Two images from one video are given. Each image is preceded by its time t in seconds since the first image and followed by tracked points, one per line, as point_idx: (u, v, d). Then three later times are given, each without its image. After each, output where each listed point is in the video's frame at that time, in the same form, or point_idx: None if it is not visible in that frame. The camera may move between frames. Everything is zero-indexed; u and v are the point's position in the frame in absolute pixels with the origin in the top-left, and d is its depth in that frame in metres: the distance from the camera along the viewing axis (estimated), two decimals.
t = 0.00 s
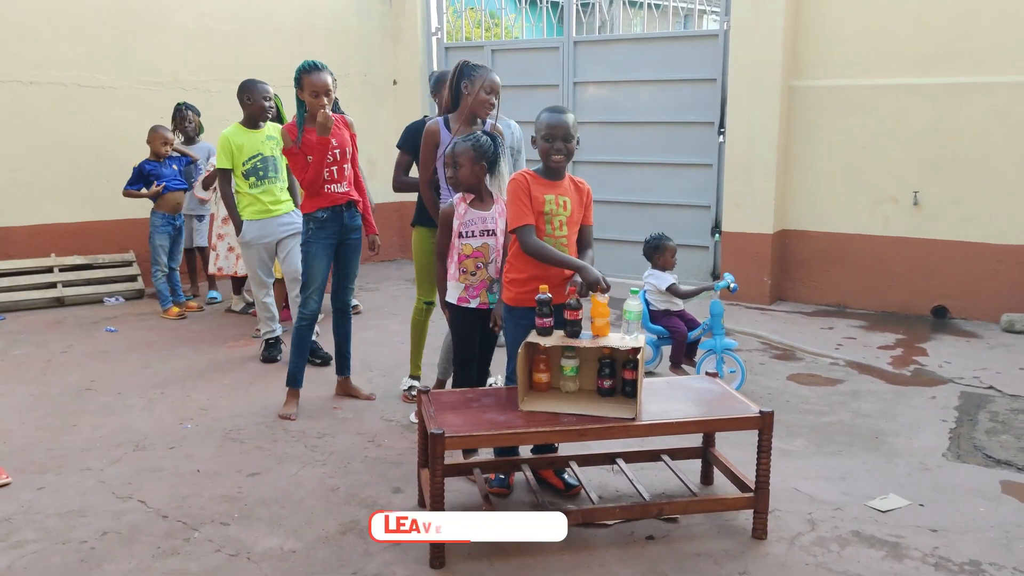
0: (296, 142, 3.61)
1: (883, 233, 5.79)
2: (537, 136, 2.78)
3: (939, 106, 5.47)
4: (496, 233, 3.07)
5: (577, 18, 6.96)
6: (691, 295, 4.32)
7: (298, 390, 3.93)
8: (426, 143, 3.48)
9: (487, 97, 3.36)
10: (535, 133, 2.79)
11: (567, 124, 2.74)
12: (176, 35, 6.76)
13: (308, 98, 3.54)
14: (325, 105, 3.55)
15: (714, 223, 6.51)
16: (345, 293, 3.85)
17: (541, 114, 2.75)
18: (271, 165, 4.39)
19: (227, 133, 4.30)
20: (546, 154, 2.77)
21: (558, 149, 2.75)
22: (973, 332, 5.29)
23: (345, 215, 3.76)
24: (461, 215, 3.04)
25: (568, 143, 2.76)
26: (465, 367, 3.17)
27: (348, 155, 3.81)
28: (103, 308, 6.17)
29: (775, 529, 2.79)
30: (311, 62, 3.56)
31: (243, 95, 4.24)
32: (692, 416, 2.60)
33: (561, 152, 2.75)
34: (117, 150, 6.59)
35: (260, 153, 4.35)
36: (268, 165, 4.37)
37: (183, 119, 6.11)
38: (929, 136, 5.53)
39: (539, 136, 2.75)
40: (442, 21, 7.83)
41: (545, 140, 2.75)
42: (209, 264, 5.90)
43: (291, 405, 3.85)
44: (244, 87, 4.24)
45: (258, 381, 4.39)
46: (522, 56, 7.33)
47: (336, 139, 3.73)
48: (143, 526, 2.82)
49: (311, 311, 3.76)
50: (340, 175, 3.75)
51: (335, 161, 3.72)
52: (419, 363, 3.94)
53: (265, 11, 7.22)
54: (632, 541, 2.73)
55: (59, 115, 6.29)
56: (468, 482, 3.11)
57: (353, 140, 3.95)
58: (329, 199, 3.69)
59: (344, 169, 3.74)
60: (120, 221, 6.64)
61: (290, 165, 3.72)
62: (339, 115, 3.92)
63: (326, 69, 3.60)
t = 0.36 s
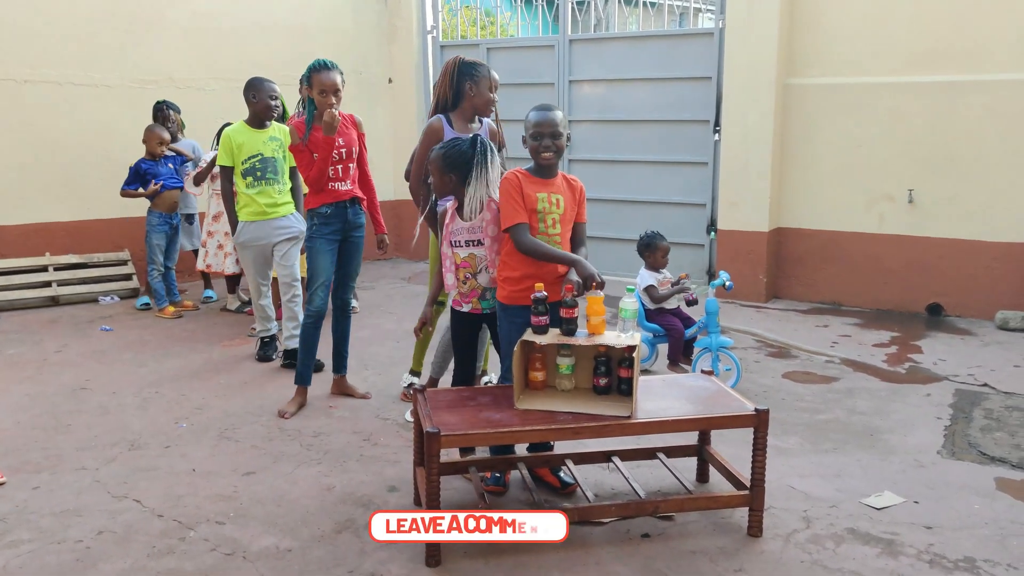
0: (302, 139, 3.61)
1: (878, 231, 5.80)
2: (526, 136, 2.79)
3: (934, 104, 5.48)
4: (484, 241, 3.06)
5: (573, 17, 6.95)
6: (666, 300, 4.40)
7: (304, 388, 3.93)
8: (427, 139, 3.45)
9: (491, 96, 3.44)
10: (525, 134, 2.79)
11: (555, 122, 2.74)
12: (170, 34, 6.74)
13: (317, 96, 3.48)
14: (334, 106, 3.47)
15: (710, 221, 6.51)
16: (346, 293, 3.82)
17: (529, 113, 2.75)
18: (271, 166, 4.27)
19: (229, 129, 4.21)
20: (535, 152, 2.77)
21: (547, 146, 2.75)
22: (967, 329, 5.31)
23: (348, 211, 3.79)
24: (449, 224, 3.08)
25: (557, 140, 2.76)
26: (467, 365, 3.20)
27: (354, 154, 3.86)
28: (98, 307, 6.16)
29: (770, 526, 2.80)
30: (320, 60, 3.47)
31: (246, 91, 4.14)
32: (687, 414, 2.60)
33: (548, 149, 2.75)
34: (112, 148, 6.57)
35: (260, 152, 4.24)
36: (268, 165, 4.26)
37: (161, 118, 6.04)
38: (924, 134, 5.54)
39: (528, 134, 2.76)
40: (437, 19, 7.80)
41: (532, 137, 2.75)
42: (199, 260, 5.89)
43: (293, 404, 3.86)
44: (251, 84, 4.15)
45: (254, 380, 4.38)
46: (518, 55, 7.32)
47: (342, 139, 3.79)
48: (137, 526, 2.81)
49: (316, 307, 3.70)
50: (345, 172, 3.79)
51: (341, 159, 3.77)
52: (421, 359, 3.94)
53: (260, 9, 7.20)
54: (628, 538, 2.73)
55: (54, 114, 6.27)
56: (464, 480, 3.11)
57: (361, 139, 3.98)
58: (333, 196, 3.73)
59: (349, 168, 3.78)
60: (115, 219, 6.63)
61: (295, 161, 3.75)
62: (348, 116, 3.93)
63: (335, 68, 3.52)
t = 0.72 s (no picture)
0: (301, 135, 3.60)
1: (871, 230, 5.81)
2: (522, 135, 2.78)
3: (928, 103, 5.49)
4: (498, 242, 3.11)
5: (567, 16, 6.95)
6: (660, 297, 4.39)
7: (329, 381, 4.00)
8: (425, 140, 3.45)
9: (479, 96, 3.38)
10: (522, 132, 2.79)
11: (551, 122, 2.74)
12: (163, 33, 6.72)
13: (318, 94, 3.50)
14: (335, 104, 3.51)
15: (704, 220, 6.52)
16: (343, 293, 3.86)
17: (525, 112, 2.74)
18: (277, 166, 4.22)
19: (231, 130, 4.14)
20: (532, 152, 2.76)
21: (544, 145, 2.74)
22: (960, 328, 5.33)
23: (344, 210, 3.76)
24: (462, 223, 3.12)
25: (554, 139, 2.75)
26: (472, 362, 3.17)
27: (351, 154, 3.81)
28: (90, 307, 6.13)
29: (764, 525, 2.80)
30: (323, 58, 3.49)
31: (248, 93, 4.10)
32: (681, 413, 2.61)
33: (546, 149, 2.74)
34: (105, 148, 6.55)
35: (265, 153, 4.18)
36: (274, 165, 4.20)
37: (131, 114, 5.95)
38: (917, 133, 5.55)
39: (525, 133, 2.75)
40: (431, 19, 7.77)
41: (530, 136, 2.74)
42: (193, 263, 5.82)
43: (328, 393, 3.95)
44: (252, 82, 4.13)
45: (247, 381, 4.37)
46: (512, 54, 7.31)
47: (341, 139, 3.74)
48: (130, 526, 2.81)
49: (333, 305, 3.70)
50: (341, 172, 3.76)
51: (338, 159, 3.73)
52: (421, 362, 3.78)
53: (254, 9, 7.18)
54: (622, 538, 2.73)
55: (46, 113, 6.24)
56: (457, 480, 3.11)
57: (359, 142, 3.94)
58: (328, 194, 3.69)
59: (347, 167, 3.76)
60: (108, 219, 6.60)
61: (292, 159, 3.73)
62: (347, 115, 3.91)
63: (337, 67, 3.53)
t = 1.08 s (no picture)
0: (298, 139, 3.56)
1: (864, 231, 5.83)
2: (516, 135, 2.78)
3: (920, 104, 5.51)
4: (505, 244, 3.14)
5: (562, 17, 6.95)
6: (652, 301, 4.37)
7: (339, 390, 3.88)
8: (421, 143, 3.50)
9: (458, 96, 3.31)
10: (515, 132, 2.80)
11: (545, 123, 2.72)
12: (157, 33, 6.70)
13: (312, 96, 3.50)
14: (330, 105, 3.52)
15: (698, 220, 6.53)
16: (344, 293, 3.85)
17: (521, 113, 2.73)
18: (269, 166, 4.11)
19: (225, 130, 3.92)
20: (524, 153, 2.76)
21: (535, 146, 2.73)
22: (953, 329, 5.35)
23: (342, 212, 3.76)
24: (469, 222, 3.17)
25: (546, 140, 2.74)
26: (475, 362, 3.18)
27: (346, 155, 3.80)
28: (83, 308, 6.11)
29: (758, 526, 2.80)
30: (317, 59, 3.50)
31: (237, 90, 3.94)
32: (676, 414, 2.61)
33: (537, 150, 2.74)
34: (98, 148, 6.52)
35: (258, 151, 4.05)
36: (268, 165, 4.09)
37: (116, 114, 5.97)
38: (909, 134, 5.57)
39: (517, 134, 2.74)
40: (425, 19, 7.80)
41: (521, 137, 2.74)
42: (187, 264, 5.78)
43: (340, 402, 3.83)
44: (237, 81, 3.96)
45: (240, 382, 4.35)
46: (506, 55, 7.32)
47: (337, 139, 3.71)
48: (123, 528, 2.79)
49: (337, 308, 3.63)
50: (338, 174, 3.75)
51: (334, 161, 3.71)
52: (417, 363, 3.77)
53: (248, 9, 7.17)
54: (616, 539, 2.73)
55: (39, 114, 6.22)
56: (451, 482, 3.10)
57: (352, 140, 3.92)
58: (326, 197, 3.68)
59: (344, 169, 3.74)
60: (101, 220, 6.58)
61: (288, 161, 3.68)
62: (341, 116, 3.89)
63: (331, 67, 3.54)
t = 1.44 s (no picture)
0: (286, 147, 3.56)
1: (857, 234, 5.84)
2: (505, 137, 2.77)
3: (912, 107, 5.53)
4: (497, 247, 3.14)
5: (555, 19, 6.95)
6: (643, 306, 4.37)
7: (326, 401, 3.81)
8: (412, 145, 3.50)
9: (453, 98, 3.32)
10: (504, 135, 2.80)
11: (534, 128, 2.72)
12: (149, 34, 6.68)
13: (298, 102, 3.46)
14: (316, 111, 3.47)
15: (691, 223, 6.54)
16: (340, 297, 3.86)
17: (509, 116, 2.73)
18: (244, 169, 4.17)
19: (213, 132, 3.86)
20: (512, 156, 2.75)
21: (523, 151, 2.72)
22: (945, 331, 5.36)
23: (336, 218, 3.76)
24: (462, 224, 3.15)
25: (534, 144, 2.73)
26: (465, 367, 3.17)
27: (340, 158, 3.75)
28: (74, 310, 6.08)
29: (751, 528, 2.80)
30: (301, 64, 3.47)
31: (218, 91, 3.91)
32: (669, 416, 2.61)
33: (524, 154, 2.73)
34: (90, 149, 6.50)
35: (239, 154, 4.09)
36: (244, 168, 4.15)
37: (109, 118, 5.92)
38: (902, 137, 5.60)
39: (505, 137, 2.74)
40: (419, 21, 7.73)
41: (509, 141, 2.73)
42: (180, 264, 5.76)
43: (327, 414, 3.75)
44: (211, 82, 3.94)
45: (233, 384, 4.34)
46: (500, 57, 7.32)
47: (329, 143, 3.67)
48: (114, 531, 2.78)
49: (327, 317, 3.61)
50: (332, 179, 3.72)
51: (328, 166, 3.68)
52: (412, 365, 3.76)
53: (241, 9, 7.15)
54: (609, 541, 2.73)
55: (30, 114, 6.19)
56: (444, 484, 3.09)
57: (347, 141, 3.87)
58: (320, 203, 3.67)
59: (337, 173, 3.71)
60: (93, 221, 6.55)
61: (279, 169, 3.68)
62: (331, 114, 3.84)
63: (316, 71, 3.52)
